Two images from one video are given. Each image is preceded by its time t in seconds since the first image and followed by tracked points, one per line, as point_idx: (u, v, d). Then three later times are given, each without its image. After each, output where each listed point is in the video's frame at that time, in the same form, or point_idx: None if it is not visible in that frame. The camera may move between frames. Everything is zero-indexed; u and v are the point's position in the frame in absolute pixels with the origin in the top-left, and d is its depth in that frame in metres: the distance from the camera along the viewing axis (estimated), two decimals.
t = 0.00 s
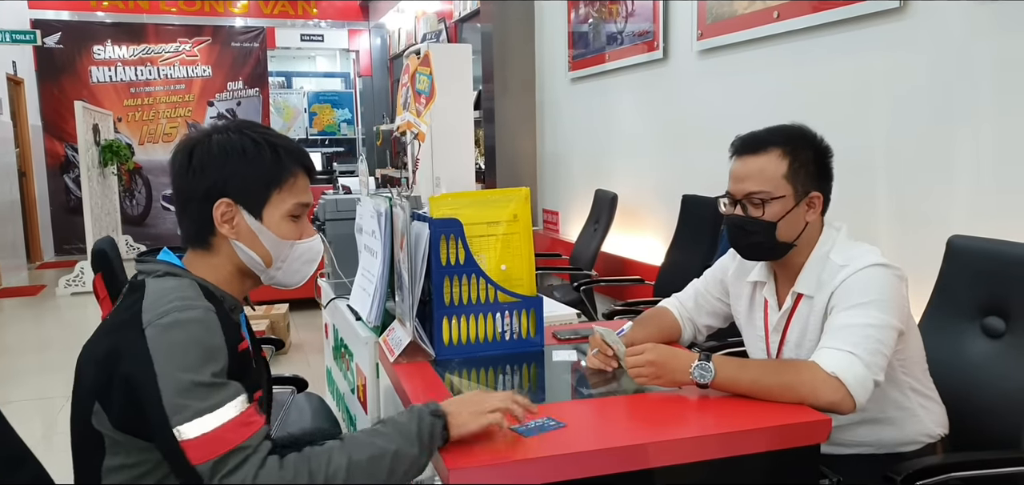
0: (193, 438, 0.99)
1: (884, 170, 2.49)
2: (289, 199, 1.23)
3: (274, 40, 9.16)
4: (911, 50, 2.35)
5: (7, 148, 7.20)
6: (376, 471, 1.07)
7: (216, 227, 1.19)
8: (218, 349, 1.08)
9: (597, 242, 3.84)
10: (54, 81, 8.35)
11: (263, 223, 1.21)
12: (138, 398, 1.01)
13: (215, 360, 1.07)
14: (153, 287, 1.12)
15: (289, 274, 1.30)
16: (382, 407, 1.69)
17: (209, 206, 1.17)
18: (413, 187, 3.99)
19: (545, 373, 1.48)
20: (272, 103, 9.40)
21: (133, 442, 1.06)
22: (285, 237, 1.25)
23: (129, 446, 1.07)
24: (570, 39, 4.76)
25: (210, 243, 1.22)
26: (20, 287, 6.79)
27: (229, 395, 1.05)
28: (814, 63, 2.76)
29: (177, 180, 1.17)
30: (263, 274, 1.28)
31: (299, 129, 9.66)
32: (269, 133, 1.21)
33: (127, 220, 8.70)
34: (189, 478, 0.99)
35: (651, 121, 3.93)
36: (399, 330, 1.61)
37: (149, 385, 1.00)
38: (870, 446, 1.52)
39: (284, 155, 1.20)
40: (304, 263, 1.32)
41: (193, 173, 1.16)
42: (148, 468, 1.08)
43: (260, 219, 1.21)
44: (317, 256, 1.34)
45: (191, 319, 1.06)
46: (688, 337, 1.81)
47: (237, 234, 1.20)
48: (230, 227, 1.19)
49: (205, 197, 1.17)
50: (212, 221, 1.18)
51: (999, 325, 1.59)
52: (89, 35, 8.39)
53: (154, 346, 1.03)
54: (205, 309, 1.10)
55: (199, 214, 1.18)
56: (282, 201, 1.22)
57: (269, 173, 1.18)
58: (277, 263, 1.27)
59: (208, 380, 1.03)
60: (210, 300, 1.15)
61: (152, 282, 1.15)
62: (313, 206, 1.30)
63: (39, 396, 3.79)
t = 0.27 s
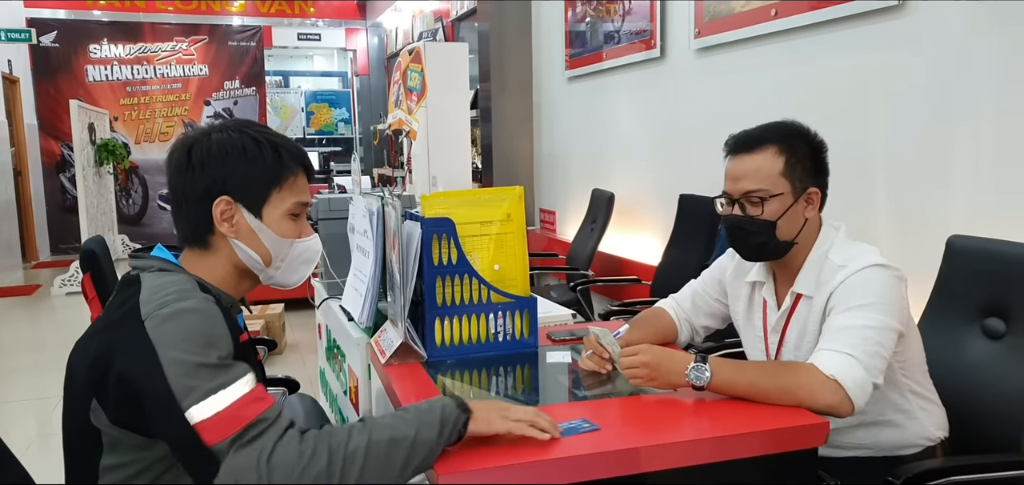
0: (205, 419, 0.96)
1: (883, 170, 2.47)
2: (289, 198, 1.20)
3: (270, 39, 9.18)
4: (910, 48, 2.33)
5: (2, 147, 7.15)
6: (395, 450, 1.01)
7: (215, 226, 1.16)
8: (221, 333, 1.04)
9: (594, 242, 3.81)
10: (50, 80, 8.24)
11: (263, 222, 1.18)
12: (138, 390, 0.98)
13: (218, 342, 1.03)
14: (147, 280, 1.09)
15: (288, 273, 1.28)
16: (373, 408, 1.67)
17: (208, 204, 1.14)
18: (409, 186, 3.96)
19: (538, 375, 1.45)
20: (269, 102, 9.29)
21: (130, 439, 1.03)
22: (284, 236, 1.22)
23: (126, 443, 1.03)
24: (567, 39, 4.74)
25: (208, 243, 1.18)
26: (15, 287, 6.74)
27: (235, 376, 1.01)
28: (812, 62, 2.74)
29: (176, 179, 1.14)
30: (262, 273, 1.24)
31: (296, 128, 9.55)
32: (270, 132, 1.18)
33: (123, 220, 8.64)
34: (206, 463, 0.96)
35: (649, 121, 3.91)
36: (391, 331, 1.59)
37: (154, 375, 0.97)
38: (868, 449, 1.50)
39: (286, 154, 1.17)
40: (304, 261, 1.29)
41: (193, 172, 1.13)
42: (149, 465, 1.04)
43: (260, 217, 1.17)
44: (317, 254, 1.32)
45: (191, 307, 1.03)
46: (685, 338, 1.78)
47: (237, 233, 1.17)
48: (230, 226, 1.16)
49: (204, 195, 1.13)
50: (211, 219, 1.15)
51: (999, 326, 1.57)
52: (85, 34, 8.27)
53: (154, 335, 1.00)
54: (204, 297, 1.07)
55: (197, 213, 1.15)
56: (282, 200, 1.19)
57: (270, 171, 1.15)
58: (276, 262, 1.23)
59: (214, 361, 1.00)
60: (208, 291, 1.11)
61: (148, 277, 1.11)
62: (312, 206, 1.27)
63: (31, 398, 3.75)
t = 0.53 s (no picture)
0: (254, 386, 0.97)
1: (883, 171, 2.46)
2: (284, 197, 1.19)
3: (269, 39, 9.16)
4: (909, 48, 2.32)
5: None
6: (458, 395, 1.05)
7: (211, 228, 1.14)
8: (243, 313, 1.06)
9: (592, 242, 3.80)
10: (48, 79, 8.23)
11: (260, 222, 1.17)
12: (165, 380, 0.96)
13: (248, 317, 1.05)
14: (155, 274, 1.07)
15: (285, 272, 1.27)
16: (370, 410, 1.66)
17: (203, 206, 1.12)
18: (406, 187, 3.95)
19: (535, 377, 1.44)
20: (266, 104, 9.09)
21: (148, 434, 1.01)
22: (281, 235, 1.21)
23: (143, 438, 1.01)
24: (565, 39, 4.73)
25: (205, 244, 1.17)
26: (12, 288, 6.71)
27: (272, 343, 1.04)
28: (811, 62, 2.73)
29: (168, 183, 1.12)
30: (261, 273, 1.24)
31: (294, 128, 9.51)
32: (261, 130, 1.17)
33: (120, 220, 8.61)
34: (269, 424, 0.98)
35: (647, 121, 3.90)
36: (387, 332, 1.58)
37: (193, 359, 0.96)
38: (865, 449, 1.50)
39: (279, 153, 1.16)
40: (301, 260, 1.29)
41: (186, 174, 1.11)
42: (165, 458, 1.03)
43: (257, 218, 1.16)
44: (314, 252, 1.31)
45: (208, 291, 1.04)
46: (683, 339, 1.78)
47: (234, 234, 1.15)
48: (227, 227, 1.14)
49: (199, 197, 1.12)
50: (208, 221, 1.13)
51: (999, 328, 1.56)
52: (83, 33, 8.28)
53: (184, 317, 1.00)
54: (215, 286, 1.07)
55: (193, 215, 1.13)
56: (277, 198, 1.18)
57: (265, 170, 1.14)
58: (274, 261, 1.23)
59: (247, 332, 1.02)
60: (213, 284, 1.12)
61: (152, 275, 1.07)
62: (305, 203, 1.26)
63: (27, 398, 3.72)
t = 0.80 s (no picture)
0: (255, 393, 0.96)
1: (882, 171, 2.45)
2: (287, 198, 1.18)
3: (269, 38, 9.17)
4: (908, 49, 2.31)
5: None
6: (459, 404, 1.04)
7: (213, 230, 1.13)
8: (243, 318, 1.06)
9: (590, 243, 3.79)
10: (46, 79, 8.20)
11: (263, 224, 1.16)
12: (164, 381, 0.95)
13: (248, 323, 1.05)
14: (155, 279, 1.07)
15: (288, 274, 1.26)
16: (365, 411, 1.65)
17: (205, 208, 1.11)
18: (405, 186, 3.94)
19: (531, 378, 1.43)
20: (265, 101, 9.27)
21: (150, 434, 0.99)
22: (284, 237, 1.20)
23: (145, 440, 0.99)
24: (565, 39, 4.71)
25: (206, 246, 1.16)
26: (10, 288, 6.69)
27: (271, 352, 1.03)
28: (811, 62, 2.72)
29: (170, 184, 1.11)
30: (262, 275, 1.23)
31: (293, 128, 9.51)
32: (263, 130, 1.16)
33: (119, 220, 8.60)
34: (270, 432, 0.97)
35: (646, 121, 3.89)
36: (383, 333, 1.58)
37: (194, 363, 0.96)
38: (864, 449, 1.49)
39: (281, 153, 1.14)
40: (303, 260, 1.28)
41: (188, 175, 1.10)
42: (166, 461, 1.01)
43: (259, 220, 1.15)
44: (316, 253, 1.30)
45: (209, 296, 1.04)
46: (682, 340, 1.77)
47: (237, 236, 1.15)
48: (229, 229, 1.14)
49: (201, 199, 1.11)
50: (210, 223, 1.12)
51: (998, 330, 1.55)
52: (83, 34, 8.21)
53: (186, 322, 0.99)
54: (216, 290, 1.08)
55: (195, 217, 1.12)
56: (280, 200, 1.17)
57: (268, 171, 1.13)
58: (276, 264, 1.22)
59: (249, 339, 1.02)
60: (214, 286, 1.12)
61: (155, 278, 1.07)
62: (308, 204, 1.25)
63: (24, 399, 3.71)
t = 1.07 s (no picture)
0: (184, 441, 0.92)
1: (884, 171, 2.44)
2: (266, 197, 1.11)
3: (269, 38, 9.18)
4: (909, 48, 2.30)
5: None
6: (358, 445, 1.00)
7: (194, 231, 1.12)
8: (217, 349, 0.99)
9: (590, 243, 3.78)
10: (45, 78, 8.16)
11: (239, 225, 1.11)
12: (115, 388, 0.95)
13: (216, 357, 0.99)
14: (147, 284, 1.04)
15: (280, 276, 1.18)
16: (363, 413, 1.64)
17: (185, 209, 1.10)
18: (404, 186, 3.93)
19: (532, 379, 1.42)
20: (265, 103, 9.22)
21: (115, 448, 0.98)
22: (267, 238, 1.14)
23: (111, 451, 0.98)
24: (565, 38, 4.70)
25: (196, 247, 1.15)
26: (8, 288, 6.67)
27: (222, 398, 0.97)
28: (811, 62, 2.71)
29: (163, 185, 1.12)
30: (254, 279, 1.17)
31: (293, 127, 9.51)
32: (246, 127, 1.11)
33: (118, 219, 8.57)
34: None
35: (646, 120, 3.88)
36: (382, 335, 1.58)
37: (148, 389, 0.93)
38: (865, 450, 1.49)
39: (254, 150, 1.09)
40: (296, 264, 1.19)
41: (172, 176, 1.10)
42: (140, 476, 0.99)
43: (236, 221, 1.11)
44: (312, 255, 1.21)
45: (184, 316, 0.99)
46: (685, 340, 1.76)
47: (217, 237, 1.12)
48: (209, 230, 1.11)
49: (182, 200, 1.10)
50: (190, 224, 1.11)
51: (1001, 331, 1.54)
52: (82, 32, 8.20)
53: (149, 347, 0.96)
54: (201, 309, 1.02)
55: (181, 218, 1.12)
56: (257, 199, 1.10)
57: (239, 170, 1.08)
58: (264, 267, 1.16)
59: (204, 379, 0.96)
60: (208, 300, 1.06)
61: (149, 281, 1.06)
62: (304, 201, 1.17)
63: (22, 399, 3.69)
